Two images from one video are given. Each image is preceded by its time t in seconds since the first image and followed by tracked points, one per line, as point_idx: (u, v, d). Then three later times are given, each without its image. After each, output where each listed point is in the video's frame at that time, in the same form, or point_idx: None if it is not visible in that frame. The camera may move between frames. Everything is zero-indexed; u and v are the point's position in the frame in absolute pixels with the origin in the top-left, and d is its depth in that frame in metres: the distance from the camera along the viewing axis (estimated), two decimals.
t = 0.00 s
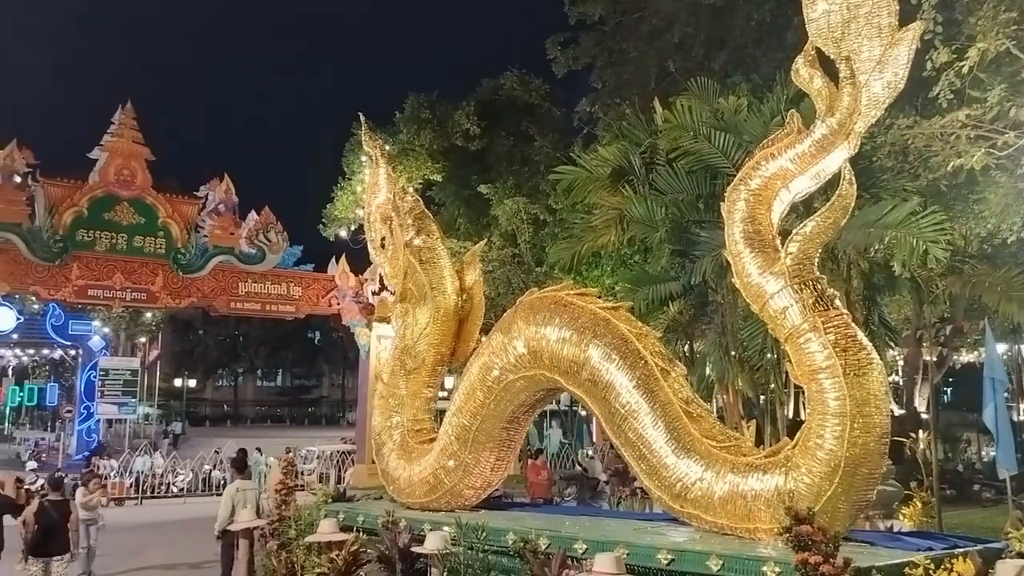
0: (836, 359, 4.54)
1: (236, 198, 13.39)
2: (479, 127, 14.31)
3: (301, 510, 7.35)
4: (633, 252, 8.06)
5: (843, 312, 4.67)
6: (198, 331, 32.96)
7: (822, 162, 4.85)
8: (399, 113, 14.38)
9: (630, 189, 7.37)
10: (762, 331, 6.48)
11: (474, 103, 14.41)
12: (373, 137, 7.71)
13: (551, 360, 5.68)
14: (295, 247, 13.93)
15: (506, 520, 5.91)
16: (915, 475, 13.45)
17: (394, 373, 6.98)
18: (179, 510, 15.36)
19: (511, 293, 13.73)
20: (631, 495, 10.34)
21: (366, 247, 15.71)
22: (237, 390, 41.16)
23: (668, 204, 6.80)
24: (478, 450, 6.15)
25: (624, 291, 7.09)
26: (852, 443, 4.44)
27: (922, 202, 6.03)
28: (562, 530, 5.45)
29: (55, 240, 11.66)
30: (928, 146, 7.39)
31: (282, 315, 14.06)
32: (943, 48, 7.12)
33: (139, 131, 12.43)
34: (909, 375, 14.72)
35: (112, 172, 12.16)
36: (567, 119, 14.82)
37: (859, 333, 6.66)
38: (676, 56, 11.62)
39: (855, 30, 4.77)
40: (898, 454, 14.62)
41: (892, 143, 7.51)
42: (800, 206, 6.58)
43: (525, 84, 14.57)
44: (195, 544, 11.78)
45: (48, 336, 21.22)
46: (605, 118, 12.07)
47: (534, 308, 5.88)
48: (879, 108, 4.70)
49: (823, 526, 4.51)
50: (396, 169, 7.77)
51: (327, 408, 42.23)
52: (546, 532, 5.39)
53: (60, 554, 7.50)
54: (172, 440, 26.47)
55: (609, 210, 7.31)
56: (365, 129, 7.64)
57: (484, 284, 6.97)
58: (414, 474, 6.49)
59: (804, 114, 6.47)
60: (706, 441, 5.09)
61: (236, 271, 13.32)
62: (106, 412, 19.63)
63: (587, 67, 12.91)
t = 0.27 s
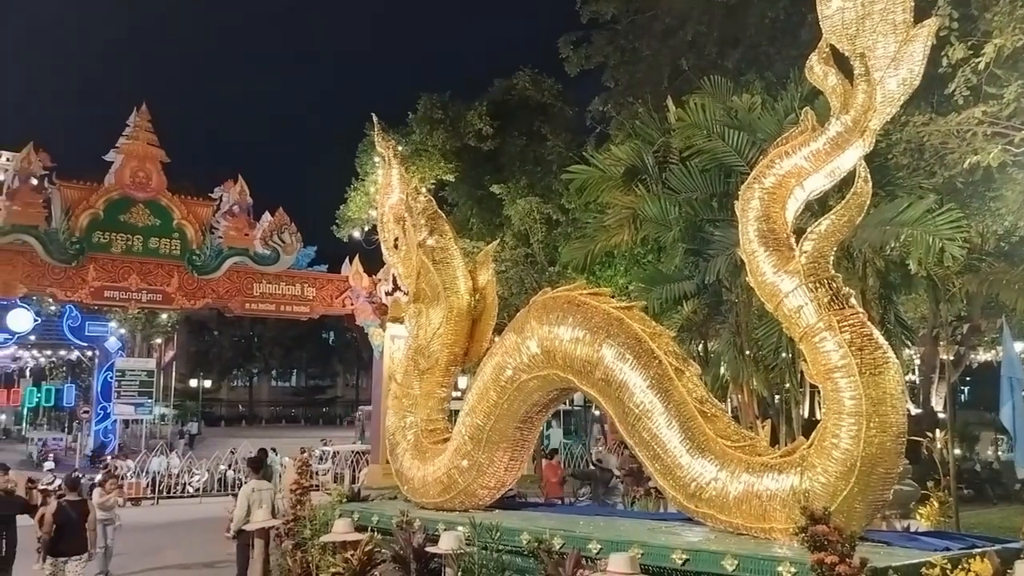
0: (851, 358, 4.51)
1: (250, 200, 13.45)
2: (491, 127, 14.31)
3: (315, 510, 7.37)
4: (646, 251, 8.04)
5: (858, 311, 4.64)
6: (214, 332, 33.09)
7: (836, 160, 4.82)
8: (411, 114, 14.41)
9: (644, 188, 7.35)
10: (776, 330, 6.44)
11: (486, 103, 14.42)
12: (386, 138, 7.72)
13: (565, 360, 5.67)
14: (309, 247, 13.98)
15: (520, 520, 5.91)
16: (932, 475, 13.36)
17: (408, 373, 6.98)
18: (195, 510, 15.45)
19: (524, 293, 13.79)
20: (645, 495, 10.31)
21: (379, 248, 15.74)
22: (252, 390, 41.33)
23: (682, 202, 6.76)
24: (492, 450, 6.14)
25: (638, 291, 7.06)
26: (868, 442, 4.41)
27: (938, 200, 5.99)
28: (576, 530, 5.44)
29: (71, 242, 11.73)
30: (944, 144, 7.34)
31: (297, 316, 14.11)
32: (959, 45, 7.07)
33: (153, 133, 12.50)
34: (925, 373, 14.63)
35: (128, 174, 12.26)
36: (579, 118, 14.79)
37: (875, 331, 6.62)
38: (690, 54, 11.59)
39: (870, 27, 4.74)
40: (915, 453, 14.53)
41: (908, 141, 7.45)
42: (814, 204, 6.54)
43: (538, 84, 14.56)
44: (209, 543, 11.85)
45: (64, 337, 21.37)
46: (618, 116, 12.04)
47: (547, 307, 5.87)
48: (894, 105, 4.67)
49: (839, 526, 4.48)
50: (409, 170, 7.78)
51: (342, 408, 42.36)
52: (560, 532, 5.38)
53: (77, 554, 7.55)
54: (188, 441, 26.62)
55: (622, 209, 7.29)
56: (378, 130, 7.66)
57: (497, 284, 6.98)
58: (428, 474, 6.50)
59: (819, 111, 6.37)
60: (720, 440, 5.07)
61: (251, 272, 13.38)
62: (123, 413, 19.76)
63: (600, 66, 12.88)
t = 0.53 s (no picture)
0: (866, 357, 4.48)
1: (264, 200, 13.49)
2: (503, 126, 14.30)
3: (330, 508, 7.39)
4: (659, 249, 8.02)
5: (873, 309, 4.60)
6: (228, 332, 33.25)
7: (851, 157, 4.79)
8: (424, 114, 14.37)
9: (656, 186, 7.33)
10: (791, 328, 6.42)
11: (498, 102, 14.41)
12: (399, 138, 7.73)
13: (577, 359, 5.66)
14: (322, 247, 14.00)
15: (533, 520, 5.90)
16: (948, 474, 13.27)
17: (421, 372, 6.99)
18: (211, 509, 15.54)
19: (536, 292, 13.54)
20: (659, 494, 10.27)
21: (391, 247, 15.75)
22: (266, 390, 41.51)
23: (694, 201, 6.73)
24: (505, 450, 6.14)
25: (651, 289, 7.04)
26: (883, 441, 4.38)
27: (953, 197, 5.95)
28: (590, 529, 5.43)
29: (87, 243, 11.81)
30: (959, 140, 7.31)
31: (310, 316, 14.16)
32: (974, 40, 7.03)
33: (168, 134, 12.58)
34: (941, 371, 14.53)
35: (143, 176, 12.31)
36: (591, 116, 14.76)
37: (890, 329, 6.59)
38: (702, 51, 11.57)
39: (884, 23, 4.70)
40: (931, 451, 14.43)
41: (923, 137, 7.38)
42: (828, 202, 6.51)
43: (550, 82, 14.49)
44: (225, 543, 11.91)
45: (80, 338, 21.53)
46: (630, 115, 12.02)
47: (560, 306, 5.86)
48: (909, 101, 4.64)
49: (854, 525, 4.45)
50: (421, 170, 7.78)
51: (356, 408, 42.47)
52: (573, 531, 5.37)
53: (95, 552, 7.60)
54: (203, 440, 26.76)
55: (635, 208, 7.28)
56: (391, 130, 7.66)
57: (509, 284, 6.97)
58: (442, 474, 6.50)
59: (831, 109, 6.40)
60: (734, 439, 5.05)
61: (264, 272, 13.43)
62: (138, 413, 19.89)
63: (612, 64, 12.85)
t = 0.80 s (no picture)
0: (880, 354, 4.45)
1: (276, 200, 13.50)
2: (515, 125, 14.29)
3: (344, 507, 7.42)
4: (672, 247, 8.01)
5: (888, 306, 4.58)
6: (242, 331, 33.35)
7: (864, 153, 4.76)
8: (436, 113, 14.47)
9: (669, 184, 7.30)
10: (804, 326, 6.39)
11: (510, 101, 14.41)
12: (410, 138, 7.74)
13: (590, 357, 5.66)
14: (335, 247, 14.03)
15: (546, 518, 5.90)
16: (965, 472, 13.18)
17: (433, 371, 6.99)
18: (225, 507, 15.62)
19: (548, 290, 13.65)
20: (673, 492, 10.24)
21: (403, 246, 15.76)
22: (279, 388, 41.67)
23: (707, 198, 6.71)
24: (518, 448, 6.14)
25: (663, 287, 7.02)
26: (898, 438, 4.35)
27: (968, 192, 5.91)
28: (603, 527, 5.42)
29: (102, 243, 11.89)
30: (974, 136, 7.27)
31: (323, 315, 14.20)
32: (989, 34, 6.98)
33: (181, 135, 12.62)
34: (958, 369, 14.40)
35: (156, 176, 12.36)
36: (603, 114, 14.73)
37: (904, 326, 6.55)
38: (714, 48, 11.54)
39: (897, 17, 4.67)
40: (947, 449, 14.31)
41: (937, 132, 7.34)
42: (842, 199, 6.49)
43: (561, 80, 14.46)
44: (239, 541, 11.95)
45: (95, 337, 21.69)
46: (642, 112, 11.98)
47: (572, 304, 5.85)
48: (922, 97, 4.61)
49: (869, 523, 4.43)
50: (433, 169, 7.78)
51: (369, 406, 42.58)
52: (586, 529, 5.37)
53: (112, 550, 7.66)
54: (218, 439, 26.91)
55: (647, 205, 7.27)
56: (402, 130, 7.67)
57: (521, 283, 6.97)
58: (454, 472, 6.51)
59: (846, 104, 6.35)
60: (747, 437, 5.03)
61: (278, 271, 13.48)
62: (153, 412, 20.01)
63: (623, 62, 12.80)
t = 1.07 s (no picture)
0: (896, 351, 4.43)
1: (291, 198, 13.52)
2: (528, 122, 14.29)
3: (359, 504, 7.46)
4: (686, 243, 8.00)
5: (904, 302, 4.54)
6: (257, 328, 33.64)
7: (880, 148, 4.73)
8: (449, 110, 14.52)
9: (682, 180, 7.28)
10: (819, 322, 6.36)
11: (523, 97, 14.40)
12: (423, 135, 7.74)
13: (603, 354, 5.65)
14: (349, 244, 14.06)
15: (560, 515, 5.90)
16: (982, 470, 13.10)
17: (447, 368, 7.00)
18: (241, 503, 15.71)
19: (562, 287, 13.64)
20: (687, 489, 10.21)
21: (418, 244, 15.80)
22: (294, 385, 41.86)
23: (721, 194, 6.70)
24: (532, 445, 6.15)
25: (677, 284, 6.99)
26: (914, 435, 4.32)
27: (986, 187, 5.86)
28: (617, 524, 5.41)
29: (118, 241, 11.98)
30: (992, 131, 7.22)
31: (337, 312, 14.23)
32: (1006, 29, 6.93)
33: (196, 133, 12.67)
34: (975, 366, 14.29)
35: (172, 174, 12.40)
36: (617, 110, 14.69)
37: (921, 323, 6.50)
38: (728, 44, 11.51)
39: (913, 12, 4.63)
40: (964, 447, 14.20)
41: (954, 127, 7.29)
42: (858, 195, 6.46)
43: (574, 77, 14.42)
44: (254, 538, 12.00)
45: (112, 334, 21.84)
46: (655, 108, 11.95)
47: (585, 301, 5.85)
48: (939, 92, 4.56)
49: (885, 521, 4.40)
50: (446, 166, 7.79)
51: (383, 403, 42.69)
52: (599, 526, 5.36)
53: (129, 546, 7.70)
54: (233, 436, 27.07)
55: (661, 202, 7.25)
56: (415, 127, 7.68)
57: (534, 279, 6.96)
58: (468, 468, 6.52)
59: (861, 99, 6.31)
60: (762, 434, 5.01)
61: (292, 269, 13.51)
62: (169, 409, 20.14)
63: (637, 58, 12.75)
